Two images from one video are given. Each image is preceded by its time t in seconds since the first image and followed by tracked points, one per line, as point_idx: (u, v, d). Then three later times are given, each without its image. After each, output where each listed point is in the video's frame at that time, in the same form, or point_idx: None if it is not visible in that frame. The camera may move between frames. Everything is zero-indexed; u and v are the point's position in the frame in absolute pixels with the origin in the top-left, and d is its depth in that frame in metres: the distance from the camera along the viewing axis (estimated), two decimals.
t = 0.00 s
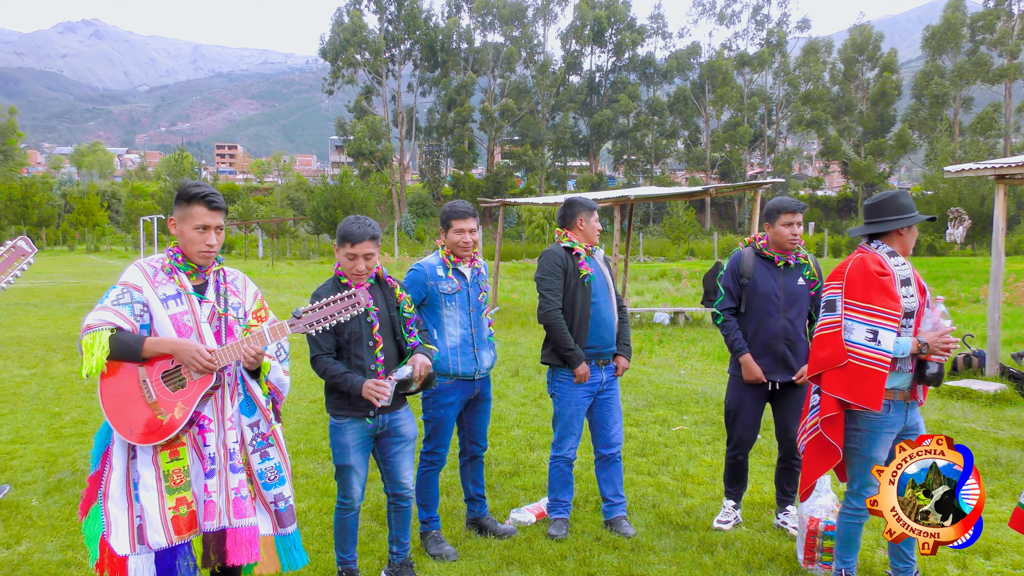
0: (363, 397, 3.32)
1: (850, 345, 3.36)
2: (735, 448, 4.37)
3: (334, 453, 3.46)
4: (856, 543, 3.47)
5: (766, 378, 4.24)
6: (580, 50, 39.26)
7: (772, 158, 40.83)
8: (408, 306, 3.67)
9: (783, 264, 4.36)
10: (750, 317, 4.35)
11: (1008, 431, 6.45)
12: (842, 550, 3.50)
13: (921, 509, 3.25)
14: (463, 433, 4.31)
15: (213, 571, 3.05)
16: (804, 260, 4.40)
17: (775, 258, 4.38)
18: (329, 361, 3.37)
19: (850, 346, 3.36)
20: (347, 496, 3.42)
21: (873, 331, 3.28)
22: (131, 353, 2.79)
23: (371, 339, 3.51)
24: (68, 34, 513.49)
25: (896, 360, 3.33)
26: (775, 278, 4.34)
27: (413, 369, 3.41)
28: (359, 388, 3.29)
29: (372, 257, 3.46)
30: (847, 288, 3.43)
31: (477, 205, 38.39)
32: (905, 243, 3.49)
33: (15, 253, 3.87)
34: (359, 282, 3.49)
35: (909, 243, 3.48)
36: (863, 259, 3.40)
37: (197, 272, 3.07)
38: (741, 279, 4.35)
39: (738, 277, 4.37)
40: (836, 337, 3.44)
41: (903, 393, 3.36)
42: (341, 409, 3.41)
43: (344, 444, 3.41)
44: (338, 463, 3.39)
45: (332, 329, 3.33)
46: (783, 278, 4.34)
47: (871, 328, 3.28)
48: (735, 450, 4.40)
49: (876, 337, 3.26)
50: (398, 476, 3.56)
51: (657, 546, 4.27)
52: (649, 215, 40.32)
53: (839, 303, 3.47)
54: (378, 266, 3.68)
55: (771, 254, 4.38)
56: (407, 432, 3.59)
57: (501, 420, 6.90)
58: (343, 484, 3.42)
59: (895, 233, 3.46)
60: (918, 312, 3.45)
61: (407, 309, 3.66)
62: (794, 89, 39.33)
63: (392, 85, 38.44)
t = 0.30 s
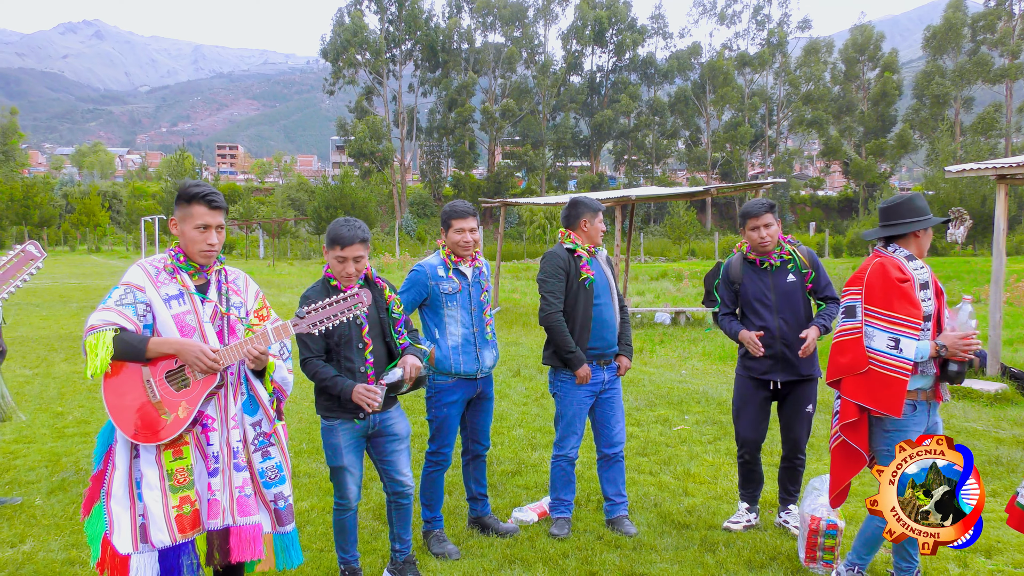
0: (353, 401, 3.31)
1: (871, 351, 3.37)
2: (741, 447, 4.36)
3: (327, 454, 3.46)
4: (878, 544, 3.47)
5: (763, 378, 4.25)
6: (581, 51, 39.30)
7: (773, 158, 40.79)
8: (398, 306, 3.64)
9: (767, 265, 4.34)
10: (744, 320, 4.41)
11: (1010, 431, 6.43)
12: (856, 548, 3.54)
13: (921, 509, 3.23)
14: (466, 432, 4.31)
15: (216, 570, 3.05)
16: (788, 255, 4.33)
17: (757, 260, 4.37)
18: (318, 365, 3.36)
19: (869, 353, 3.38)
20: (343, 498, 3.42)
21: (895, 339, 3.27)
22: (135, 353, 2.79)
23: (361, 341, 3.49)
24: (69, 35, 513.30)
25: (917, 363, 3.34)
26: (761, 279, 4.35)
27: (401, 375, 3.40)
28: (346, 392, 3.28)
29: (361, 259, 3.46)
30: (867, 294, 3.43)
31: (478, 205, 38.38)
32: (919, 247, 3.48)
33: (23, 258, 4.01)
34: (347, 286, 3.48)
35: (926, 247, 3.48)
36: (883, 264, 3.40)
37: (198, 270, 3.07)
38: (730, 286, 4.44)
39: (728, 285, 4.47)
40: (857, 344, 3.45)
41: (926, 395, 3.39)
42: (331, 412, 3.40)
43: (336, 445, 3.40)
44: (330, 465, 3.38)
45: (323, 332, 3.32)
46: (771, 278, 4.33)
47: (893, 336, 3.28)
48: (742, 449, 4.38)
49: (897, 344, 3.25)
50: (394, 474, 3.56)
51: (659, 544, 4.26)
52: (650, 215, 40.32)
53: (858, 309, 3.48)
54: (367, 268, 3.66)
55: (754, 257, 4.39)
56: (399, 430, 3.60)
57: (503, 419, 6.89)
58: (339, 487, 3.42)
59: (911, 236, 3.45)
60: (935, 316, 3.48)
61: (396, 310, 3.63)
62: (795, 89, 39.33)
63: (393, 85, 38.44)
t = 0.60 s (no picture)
0: (347, 398, 3.32)
1: (883, 350, 3.34)
2: (738, 446, 4.38)
3: (323, 454, 3.45)
4: (880, 548, 3.44)
5: (745, 378, 4.28)
6: (581, 50, 39.27)
7: (773, 158, 40.81)
8: (393, 306, 3.65)
9: (749, 266, 4.37)
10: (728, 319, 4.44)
11: (1009, 430, 6.44)
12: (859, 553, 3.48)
13: (921, 509, 3.23)
14: (465, 430, 4.30)
15: (216, 568, 3.05)
16: (768, 255, 4.33)
17: (741, 260, 4.41)
18: (312, 363, 3.35)
19: (883, 352, 3.34)
20: (341, 497, 3.42)
21: (909, 337, 3.25)
22: (133, 352, 2.79)
23: (354, 340, 3.49)
24: (70, 34, 513.69)
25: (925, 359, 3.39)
26: (744, 281, 4.38)
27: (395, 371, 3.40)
28: (341, 392, 3.28)
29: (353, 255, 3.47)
30: (875, 292, 3.40)
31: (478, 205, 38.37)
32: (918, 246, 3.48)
33: (34, 261, 3.17)
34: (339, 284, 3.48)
35: (923, 244, 3.49)
36: (890, 262, 3.37)
37: (195, 270, 3.08)
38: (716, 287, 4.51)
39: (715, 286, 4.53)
40: (868, 343, 3.41)
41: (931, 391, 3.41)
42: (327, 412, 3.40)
43: (333, 445, 3.39)
44: (327, 466, 3.38)
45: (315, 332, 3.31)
46: (752, 279, 4.36)
47: (907, 334, 3.26)
48: (739, 449, 4.39)
49: (912, 343, 3.23)
50: (393, 472, 3.56)
51: (657, 543, 4.27)
52: (650, 215, 40.34)
53: (868, 308, 3.44)
54: (361, 265, 3.65)
55: (739, 259, 4.43)
56: (396, 428, 3.59)
57: (502, 419, 6.90)
58: (336, 487, 3.41)
59: (911, 233, 3.45)
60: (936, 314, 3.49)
61: (392, 309, 3.63)
62: (796, 89, 39.31)
63: (394, 85, 38.41)
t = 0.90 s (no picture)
0: (342, 384, 3.30)
1: (882, 351, 3.30)
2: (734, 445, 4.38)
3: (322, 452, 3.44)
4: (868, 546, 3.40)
5: (737, 376, 4.28)
6: (581, 49, 39.29)
7: (772, 158, 40.85)
8: (394, 304, 3.65)
9: (749, 263, 4.34)
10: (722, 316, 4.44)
11: (1008, 429, 6.44)
12: (850, 553, 3.44)
13: (921, 509, 3.24)
14: (463, 429, 4.29)
15: (213, 567, 3.04)
16: (771, 255, 4.31)
17: (741, 256, 4.38)
18: (310, 357, 3.35)
19: (880, 352, 3.30)
20: (339, 494, 3.41)
21: (907, 337, 3.24)
22: (129, 349, 2.79)
23: (354, 336, 3.47)
24: (69, 34, 513.95)
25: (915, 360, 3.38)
26: (743, 278, 4.36)
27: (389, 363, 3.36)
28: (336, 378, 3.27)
29: (349, 245, 3.45)
30: (873, 291, 3.36)
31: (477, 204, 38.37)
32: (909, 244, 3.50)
33: (59, 268, 3.20)
34: (339, 278, 3.46)
35: (917, 242, 3.50)
36: (887, 261, 3.36)
37: (192, 270, 3.08)
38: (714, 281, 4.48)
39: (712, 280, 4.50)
40: (865, 343, 3.36)
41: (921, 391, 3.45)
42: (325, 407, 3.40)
43: (331, 444, 3.38)
44: (326, 464, 3.36)
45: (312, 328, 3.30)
46: (751, 276, 4.34)
47: (905, 334, 3.25)
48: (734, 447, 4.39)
49: (911, 343, 3.22)
50: (394, 472, 3.54)
51: (656, 541, 4.26)
52: (650, 214, 40.39)
53: (865, 308, 3.39)
54: (362, 261, 3.64)
55: (740, 255, 4.39)
56: (398, 427, 3.57)
57: (501, 417, 6.89)
58: (335, 484, 3.40)
59: (906, 232, 3.45)
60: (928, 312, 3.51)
61: (393, 308, 3.63)
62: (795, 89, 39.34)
63: (393, 84, 38.38)
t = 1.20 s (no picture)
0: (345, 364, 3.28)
1: (879, 342, 3.29)
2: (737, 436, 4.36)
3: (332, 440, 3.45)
4: (867, 538, 3.41)
5: (749, 366, 4.22)
6: (581, 49, 39.31)
7: (773, 158, 40.86)
8: (411, 294, 3.63)
9: (774, 252, 4.33)
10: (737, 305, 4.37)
11: (1011, 424, 6.43)
12: (851, 544, 3.45)
13: (921, 508, 3.24)
14: (467, 421, 4.29)
15: (214, 553, 3.04)
16: (796, 247, 4.33)
17: (767, 245, 4.35)
18: (319, 340, 3.35)
19: (878, 343, 3.29)
20: (347, 484, 3.41)
21: (906, 329, 3.24)
22: (132, 335, 2.79)
23: (367, 321, 3.47)
24: (70, 35, 514.50)
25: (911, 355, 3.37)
26: (765, 267, 4.33)
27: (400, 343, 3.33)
28: (337, 358, 3.26)
29: (367, 229, 3.46)
30: (873, 282, 3.35)
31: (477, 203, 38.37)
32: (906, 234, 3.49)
33: (77, 269, 3.21)
34: (357, 262, 3.49)
35: (916, 231, 3.49)
36: (888, 251, 3.34)
37: (194, 257, 3.07)
38: (733, 265, 4.39)
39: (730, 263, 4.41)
40: (863, 334, 3.34)
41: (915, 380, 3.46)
42: (334, 389, 3.41)
43: (339, 432, 3.39)
44: (334, 452, 3.38)
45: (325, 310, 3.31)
46: (774, 267, 4.32)
47: (905, 326, 3.25)
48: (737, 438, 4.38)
49: (910, 335, 3.23)
50: (402, 465, 3.51)
51: (659, 533, 4.26)
52: (650, 213, 40.41)
53: (864, 298, 3.38)
54: (382, 248, 3.65)
55: (764, 242, 4.36)
56: (408, 420, 3.54)
57: (503, 412, 6.90)
58: (342, 472, 3.41)
59: (906, 221, 3.45)
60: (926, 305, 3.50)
61: (409, 298, 3.62)
62: (795, 88, 39.35)
63: (393, 83, 38.35)
